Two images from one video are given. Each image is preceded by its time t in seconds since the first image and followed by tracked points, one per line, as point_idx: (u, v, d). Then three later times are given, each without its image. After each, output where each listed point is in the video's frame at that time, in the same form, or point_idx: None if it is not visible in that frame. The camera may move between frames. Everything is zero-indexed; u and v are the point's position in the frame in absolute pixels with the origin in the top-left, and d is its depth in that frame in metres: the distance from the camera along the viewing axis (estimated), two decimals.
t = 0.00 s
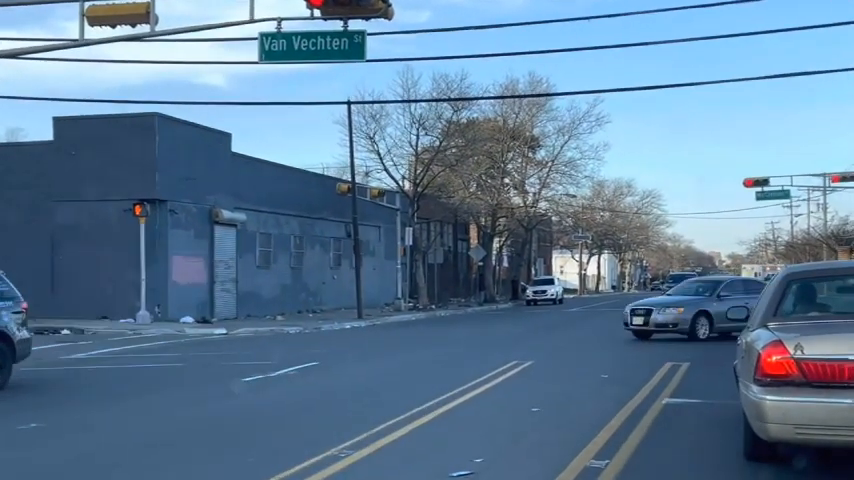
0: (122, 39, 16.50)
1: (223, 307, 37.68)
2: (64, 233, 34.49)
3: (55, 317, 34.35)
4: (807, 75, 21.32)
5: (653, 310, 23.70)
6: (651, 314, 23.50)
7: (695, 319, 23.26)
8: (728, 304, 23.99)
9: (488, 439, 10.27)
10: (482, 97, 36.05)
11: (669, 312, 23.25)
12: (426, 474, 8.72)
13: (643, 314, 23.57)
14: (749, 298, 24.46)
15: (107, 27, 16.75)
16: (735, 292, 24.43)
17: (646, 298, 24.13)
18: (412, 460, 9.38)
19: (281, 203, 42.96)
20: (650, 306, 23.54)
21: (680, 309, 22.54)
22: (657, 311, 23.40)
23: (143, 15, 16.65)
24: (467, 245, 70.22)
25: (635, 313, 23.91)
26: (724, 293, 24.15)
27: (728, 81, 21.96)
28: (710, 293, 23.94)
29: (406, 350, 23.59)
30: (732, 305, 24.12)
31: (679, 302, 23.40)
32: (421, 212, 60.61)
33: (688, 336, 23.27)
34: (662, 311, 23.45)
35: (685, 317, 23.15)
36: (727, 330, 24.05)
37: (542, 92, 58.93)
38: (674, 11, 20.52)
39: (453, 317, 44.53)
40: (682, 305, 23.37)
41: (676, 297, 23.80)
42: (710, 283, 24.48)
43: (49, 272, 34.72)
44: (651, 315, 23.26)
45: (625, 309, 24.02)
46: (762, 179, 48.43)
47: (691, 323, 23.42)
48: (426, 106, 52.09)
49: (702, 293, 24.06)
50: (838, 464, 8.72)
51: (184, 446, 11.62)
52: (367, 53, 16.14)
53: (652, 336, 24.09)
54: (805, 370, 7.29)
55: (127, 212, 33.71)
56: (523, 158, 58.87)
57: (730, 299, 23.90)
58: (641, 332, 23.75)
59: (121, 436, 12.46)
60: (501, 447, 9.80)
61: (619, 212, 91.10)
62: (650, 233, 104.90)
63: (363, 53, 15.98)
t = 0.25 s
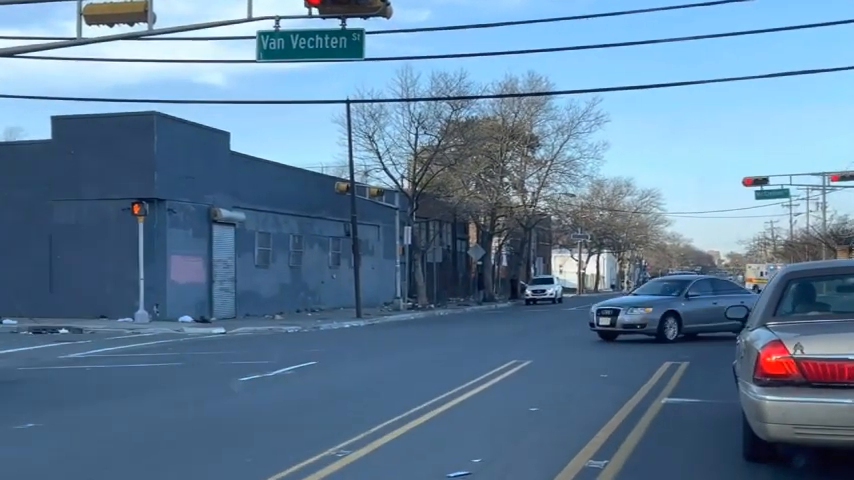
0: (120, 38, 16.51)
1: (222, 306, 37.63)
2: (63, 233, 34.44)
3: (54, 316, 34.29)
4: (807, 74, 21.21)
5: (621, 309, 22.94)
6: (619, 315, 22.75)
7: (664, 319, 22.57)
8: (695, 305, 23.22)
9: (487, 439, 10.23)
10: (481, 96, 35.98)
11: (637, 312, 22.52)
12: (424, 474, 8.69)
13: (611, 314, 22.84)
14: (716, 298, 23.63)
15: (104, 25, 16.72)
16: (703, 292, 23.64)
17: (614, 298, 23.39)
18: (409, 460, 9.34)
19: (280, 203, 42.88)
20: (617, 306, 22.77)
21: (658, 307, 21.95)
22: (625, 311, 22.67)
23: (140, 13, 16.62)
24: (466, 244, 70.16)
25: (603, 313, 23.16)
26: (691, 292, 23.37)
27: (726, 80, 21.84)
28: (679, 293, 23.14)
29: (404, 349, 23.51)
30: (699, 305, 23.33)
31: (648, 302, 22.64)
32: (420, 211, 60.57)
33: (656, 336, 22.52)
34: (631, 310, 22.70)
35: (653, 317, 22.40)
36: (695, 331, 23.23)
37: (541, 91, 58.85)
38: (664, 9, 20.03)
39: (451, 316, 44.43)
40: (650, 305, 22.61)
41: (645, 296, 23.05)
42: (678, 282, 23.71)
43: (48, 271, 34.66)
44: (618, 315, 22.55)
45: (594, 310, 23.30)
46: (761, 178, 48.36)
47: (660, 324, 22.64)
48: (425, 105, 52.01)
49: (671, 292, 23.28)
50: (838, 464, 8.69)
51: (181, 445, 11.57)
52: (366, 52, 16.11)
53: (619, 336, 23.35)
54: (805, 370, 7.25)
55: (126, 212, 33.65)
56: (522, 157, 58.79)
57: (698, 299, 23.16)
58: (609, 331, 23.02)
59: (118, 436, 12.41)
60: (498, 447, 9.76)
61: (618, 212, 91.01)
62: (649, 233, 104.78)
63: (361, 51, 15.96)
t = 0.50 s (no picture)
0: (118, 37, 16.48)
1: (221, 306, 37.59)
2: (63, 233, 34.39)
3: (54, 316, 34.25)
4: (805, 74, 21.16)
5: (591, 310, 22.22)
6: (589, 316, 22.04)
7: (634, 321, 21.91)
8: (667, 305, 22.69)
9: (485, 438, 10.22)
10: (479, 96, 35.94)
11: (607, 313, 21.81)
12: (423, 474, 8.67)
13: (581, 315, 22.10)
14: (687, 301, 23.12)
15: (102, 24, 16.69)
16: (674, 292, 23.06)
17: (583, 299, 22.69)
18: (408, 460, 9.32)
19: (279, 202, 42.83)
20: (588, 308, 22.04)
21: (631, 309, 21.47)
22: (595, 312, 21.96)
23: (139, 12, 16.61)
24: (466, 243, 70.14)
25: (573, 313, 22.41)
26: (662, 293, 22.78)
27: (725, 79, 21.78)
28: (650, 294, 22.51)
29: (403, 349, 23.46)
30: (670, 305, 22.78)
31: (619, 303, 21.99)
32: (419, 211, 60.56)
33: (628, 340, 21.86)
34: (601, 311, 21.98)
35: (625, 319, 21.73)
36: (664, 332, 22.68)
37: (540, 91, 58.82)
38: (658, 9, 19.76)
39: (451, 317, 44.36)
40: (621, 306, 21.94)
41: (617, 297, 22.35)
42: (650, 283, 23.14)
43: (48, 271, 34.61)
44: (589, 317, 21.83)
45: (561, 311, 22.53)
46: (760, 178, 48.31)
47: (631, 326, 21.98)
48: (424, 105, 51.95)
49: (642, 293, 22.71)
50: (839, 465, 8.66)
51: (180, 445, 11.55)
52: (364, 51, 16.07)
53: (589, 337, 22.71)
54: (804, 370, 7.23)
55: (125, 211, 33.60)
56: (522, 157, 58.76)
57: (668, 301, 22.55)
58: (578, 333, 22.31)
59: (117, 436, 12.38)
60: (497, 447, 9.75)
61: (617, 212, 90.96)
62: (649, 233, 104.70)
63: (360, 51, 15.92)
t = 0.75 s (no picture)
0: (117, 37, 16.46)
1: (220, 306, 37.57)
2: (63, 233, 34.36)
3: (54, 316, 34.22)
4: (804, 73, 21.12)
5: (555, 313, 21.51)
6: (554, 318, 21.29)
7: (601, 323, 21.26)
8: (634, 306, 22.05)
9: (485, 439, 10.20)
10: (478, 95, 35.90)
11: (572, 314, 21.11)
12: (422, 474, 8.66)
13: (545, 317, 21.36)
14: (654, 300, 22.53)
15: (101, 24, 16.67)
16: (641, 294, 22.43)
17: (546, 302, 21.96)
18: (408, 460, 9.31)
19: (278, 202, 42.79)
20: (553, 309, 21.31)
21: (606, 308, 21.05)
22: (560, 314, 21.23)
23: (138, 12, 16.60)
24: (465, 243, 70.11)
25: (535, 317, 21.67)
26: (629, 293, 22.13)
27: (725, 79, 21.73)
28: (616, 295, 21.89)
29: (402, 350, 23.42)
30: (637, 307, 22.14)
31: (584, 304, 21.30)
32: (419, 211, 60.54)
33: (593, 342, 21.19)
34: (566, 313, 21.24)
35: (592, 321, 21.05)
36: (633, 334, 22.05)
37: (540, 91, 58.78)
38: (657, 9, 19.68)
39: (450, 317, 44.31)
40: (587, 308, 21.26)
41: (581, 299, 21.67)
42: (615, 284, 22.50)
43: (48, 271, 34.58)
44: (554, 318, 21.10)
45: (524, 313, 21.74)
46: (760, 178, 48.29)
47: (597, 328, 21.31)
48: (424, 104, 51.91)
49: (607, 293, 22.04)
50: (839, 466, 8.63)
51: (179, 445, 11.54)
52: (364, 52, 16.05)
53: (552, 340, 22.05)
54: (804, 370, 7.21)
55: (125, 211, 33.57)
56: (521, 157, 58.69)
57: (636, 300, 21.94)
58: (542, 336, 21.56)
59: (117, 436, 12.37)
60: (496, 447, 9.74)
61: (617, 211, 90.92)
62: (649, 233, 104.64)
63: (359, 51, 15.89)
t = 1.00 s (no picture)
0: (117, 37, 16.46)
1: (220, 306, 37.57)
2: (63, 233, 34.35)
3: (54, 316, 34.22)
4: (804, 74, 21.15)
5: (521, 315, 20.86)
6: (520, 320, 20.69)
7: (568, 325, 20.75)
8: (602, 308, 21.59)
9: (485, 438, 10.22)
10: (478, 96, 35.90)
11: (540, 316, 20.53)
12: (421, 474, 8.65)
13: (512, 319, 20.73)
14: (623, 300, 21.93)
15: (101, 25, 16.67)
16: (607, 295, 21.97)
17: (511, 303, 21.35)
18: (407, 460, 9.31)
19: (277, 203, 42.77)
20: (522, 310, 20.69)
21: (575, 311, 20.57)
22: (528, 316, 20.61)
23: (138, 13, 16.60)
24: (465, 243, 70.11)
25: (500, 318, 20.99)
26: (596, 294, 21.49)
27: (725, 79, 21.74)
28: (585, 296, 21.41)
29: (402, 350, 23.42)
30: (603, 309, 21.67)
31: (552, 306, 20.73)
32: (419, 211, 60.55)
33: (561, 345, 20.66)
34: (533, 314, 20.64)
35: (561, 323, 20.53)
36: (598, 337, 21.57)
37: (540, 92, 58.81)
38: (657, 9, 19.68)
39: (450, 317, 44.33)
40: (554, 310, 20.68)
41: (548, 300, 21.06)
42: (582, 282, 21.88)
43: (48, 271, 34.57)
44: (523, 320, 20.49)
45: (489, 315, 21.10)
46: (759, 179, 48.36)
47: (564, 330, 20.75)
48: (424, 105, 51.92)
49: (575, 294, 21.53)
50: (838, 467, 8.63)
51: (178, 445, 11.54)
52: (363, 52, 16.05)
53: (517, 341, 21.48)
54: (803, 370, 7.21)
55: (125, 212, 33.55)
56: (521, 157, 58.69)
57: (605, 302, 21.49)
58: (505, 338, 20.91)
59: (118, 436, 12.37)
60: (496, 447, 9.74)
61: (616, 212, 90.97)
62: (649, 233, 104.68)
63: (358, 51, 15.88)
